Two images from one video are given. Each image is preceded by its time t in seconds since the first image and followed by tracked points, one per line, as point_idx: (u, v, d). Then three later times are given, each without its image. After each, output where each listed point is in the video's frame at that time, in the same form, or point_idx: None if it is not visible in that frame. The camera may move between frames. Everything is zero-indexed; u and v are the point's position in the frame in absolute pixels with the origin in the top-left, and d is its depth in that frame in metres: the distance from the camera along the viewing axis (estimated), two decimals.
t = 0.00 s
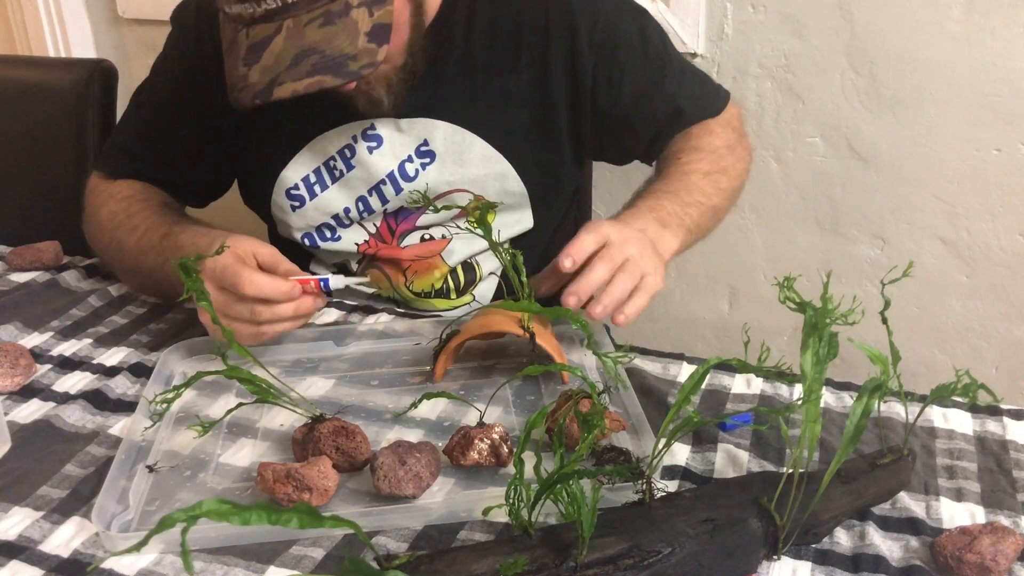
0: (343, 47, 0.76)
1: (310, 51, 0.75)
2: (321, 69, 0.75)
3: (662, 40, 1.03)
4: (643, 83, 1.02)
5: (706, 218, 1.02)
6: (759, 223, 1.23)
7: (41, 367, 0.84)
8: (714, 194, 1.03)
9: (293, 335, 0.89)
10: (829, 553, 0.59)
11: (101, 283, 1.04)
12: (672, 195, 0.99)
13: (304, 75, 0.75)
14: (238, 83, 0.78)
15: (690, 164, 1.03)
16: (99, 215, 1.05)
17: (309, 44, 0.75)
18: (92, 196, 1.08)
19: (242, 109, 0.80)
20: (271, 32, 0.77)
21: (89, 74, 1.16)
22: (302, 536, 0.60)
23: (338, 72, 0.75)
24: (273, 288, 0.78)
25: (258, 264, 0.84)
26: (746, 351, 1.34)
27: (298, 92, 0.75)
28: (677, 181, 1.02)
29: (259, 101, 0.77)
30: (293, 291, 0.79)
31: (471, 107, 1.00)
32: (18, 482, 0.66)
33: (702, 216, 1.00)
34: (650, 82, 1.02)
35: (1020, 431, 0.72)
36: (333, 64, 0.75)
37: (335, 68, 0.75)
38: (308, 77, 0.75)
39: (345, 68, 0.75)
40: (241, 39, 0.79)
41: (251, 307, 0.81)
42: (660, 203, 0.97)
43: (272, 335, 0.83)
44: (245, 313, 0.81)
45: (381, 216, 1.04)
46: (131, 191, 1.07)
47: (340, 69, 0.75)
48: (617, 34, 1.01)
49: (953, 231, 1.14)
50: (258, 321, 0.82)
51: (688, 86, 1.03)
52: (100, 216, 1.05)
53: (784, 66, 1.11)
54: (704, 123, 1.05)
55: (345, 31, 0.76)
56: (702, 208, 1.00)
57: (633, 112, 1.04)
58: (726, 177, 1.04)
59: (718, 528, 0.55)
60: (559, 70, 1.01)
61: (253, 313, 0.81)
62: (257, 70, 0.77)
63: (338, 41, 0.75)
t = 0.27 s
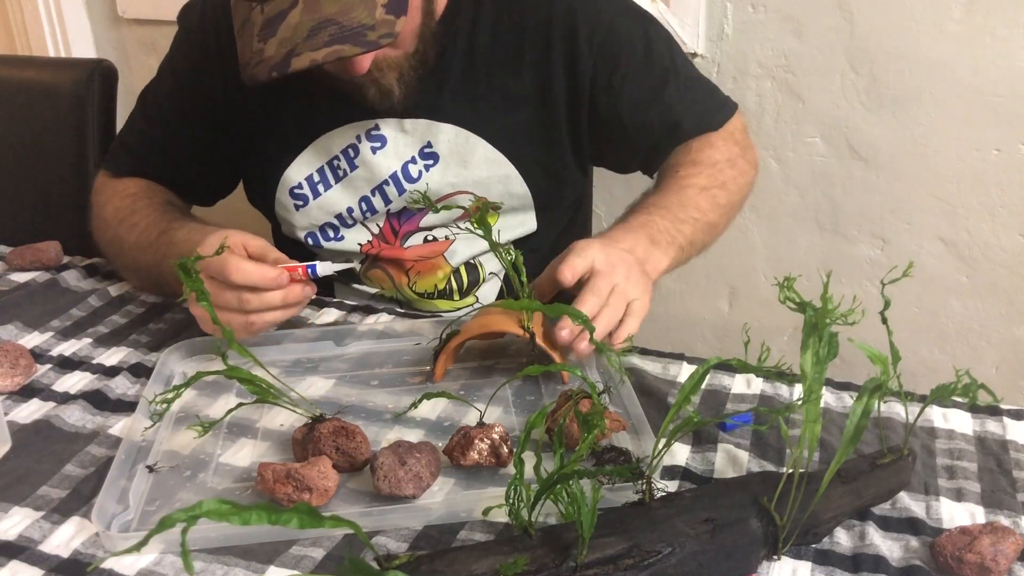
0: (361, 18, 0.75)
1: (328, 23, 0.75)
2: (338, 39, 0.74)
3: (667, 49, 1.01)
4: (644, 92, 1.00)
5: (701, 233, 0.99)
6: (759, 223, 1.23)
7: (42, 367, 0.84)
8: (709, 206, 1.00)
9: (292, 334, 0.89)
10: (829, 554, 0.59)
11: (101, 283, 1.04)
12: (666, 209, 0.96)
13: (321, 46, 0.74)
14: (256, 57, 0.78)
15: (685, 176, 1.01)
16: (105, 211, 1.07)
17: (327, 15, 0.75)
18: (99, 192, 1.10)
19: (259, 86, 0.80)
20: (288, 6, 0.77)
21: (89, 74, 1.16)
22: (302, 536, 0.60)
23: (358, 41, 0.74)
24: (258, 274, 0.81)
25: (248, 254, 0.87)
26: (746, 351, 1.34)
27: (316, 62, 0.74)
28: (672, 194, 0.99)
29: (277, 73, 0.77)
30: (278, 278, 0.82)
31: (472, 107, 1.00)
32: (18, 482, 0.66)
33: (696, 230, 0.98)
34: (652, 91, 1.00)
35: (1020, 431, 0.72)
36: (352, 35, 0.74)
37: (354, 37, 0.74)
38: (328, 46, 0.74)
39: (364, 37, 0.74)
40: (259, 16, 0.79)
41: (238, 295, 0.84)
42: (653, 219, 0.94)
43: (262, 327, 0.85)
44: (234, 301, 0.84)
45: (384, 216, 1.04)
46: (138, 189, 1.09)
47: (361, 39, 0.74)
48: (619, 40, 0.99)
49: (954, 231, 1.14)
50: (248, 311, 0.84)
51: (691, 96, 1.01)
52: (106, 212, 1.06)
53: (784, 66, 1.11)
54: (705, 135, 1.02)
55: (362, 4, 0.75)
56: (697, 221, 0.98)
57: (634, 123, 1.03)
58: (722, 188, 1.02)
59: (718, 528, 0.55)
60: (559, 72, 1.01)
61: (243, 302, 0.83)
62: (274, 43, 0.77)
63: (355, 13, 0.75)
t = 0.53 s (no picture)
0: (348, 28, 0.75)
1: (315, 31, 0.75)
2: (325, 48, 0.74)
3: (666, 58, 1.02)
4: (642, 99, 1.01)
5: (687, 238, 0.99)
6: (759, 223, 1.23)
7: (42, 367, 0.84)
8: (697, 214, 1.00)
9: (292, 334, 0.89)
10: (829, 554, 0.59)
11: (101, 283, 1.04)
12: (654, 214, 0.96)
13: (308, 54, 0.74)
14: (242, 62, 0.78)
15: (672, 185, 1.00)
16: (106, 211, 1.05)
17: (315, 23, 0.75)
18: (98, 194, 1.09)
19: (244, 90, 0.80)
20: (276, 12, 0.77)
21: (89, 74, 1.16)
22: (302, 536, 0.60)
23: (344, 50, 0.74)
24: (282, 282, 0.77)
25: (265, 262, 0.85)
26: (746, 351, 1.34)
27: (301, 71, 0.74)
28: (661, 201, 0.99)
29: (262, 80, 0.76)
30: (302, 289, 0.78)
31: (472, 108, 1.00)
32: (18, 482, 0.66)
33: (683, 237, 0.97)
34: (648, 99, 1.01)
35: (1020, 430, 0.72)
36: (338, 44, 0.74)
37: (340, 47, 0.74)
38: (313, 55, 0.74)
39: (350, 47, 0.74)
40: (247, 19, 0.79)
41: (258, 301, 0.80)
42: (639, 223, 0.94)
43: (275, 334, 0.82)
44: (252, 306, 0.80)
45: (387, 216, 1.04)
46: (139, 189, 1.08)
47: (346, 49, 0.74)
48: (618, 48, 1.00)
49: (954, 231, 1.14)
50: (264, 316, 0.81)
51: (686, 105, 1.02)
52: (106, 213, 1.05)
53: (784, 66, 1.11)
54: (694, 144, 1.04)
55: (350, 12, 0.75)
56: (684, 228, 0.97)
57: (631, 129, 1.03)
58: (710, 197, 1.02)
59: (718, 528, 0.55)
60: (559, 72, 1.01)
61: (260, 307, 0.80)
62: (261, 49, 0.77)
63: (343, 21, 0.75)
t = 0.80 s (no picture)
0: (316, 46, 0.77)
1: (284, 49, 0.77)
2: (292, 66, 0.76)
3: (656, 48, 1.01)
4: (626, 98, 1.00)
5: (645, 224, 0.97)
6: (759, 223, 1.23)
7: (42, 367, 0.84)
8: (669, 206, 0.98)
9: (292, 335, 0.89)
10: (829, 554, 0.59)
11: (101, 283, 1.04)
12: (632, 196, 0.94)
13: (275, 72, 0.76)
14: (216, 76, 0.80)
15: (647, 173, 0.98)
16: (103, 214, 1.03)
17: (285, 41, 0.77)
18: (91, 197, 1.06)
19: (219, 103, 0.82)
20: (249, 29, 0.79)
21: (89, 74, 1.16)
22: (302, 536, 0.60)
23: (310, 68, 0.76)
24: (338, 309, 0.79)
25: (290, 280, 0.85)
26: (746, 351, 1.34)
27: (269, 89, 0.77)
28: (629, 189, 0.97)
29: (231, 96, 0.79)
30: (352, 321, 0.80)
31: (471, 107, 1.00)
32: (18, 482, 0.66)
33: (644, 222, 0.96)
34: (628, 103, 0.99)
35: (1020, 430, 0.72)
36: (306, 62, 0.76)
37: (307, 65, 0.76)
38: (281, 73, 0.76)
39: (316, 65, 0.76)
40: (224, 34, 0.81)
41: (295, 320, 0.79)
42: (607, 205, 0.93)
43: (301, 353, 0.81)
44: (288, 325, 0.79)
45: (382, 215, 1.04)
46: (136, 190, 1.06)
47: (312, 67, 0.76)
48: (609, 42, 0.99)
49: (954, 231, 1.14)
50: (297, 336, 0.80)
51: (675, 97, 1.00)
52: (103, 215, 1.03)
53: (784, 66, 1.11)
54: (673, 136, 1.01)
55: (319, 29, 0.77)
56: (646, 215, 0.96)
57: (619, 127, 1.02)
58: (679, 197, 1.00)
59: (718, 528, 0.55)
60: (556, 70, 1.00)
61: (298, 327, 0.80)
62: (233, 65, 0.79)
63: (313, 38, 0.77)
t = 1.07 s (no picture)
0: (290, 53, 0.76)
1: (258, 57, 0.76)
2: (266, 74, 0.76)
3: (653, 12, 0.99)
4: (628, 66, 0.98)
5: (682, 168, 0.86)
6: (759, 223, 1.23)
7: (42, 367, 0.84)
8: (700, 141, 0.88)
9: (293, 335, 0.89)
10: (829, 554, 0.59)
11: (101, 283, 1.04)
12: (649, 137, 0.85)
13: (251, 79, 0.76)
14: (195, 86, 0.81)
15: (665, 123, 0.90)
16: (97, 221, 1.03)
17: (259, 48, 0.76)
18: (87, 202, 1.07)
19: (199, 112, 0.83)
20: (224, 38, 0.78)
21: (89, 74, 1.16)
22: (302, 536, 0.60)
23: (283, 77, 0.76)
24: (337, 323, 0.80)
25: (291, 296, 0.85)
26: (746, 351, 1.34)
27: (243, 97, 0.77)
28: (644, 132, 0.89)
29: (209, 106, 0.79)
30: (350, 335, 0.80)
31: (471, 107, 1.00)
32: (18, 482, 0.66)
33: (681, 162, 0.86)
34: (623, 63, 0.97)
35: (1020, 431, 0.72)
36: (279, 70, 0.76)
37: (281, 73, 0.76)
38: (254, 82, 0.76)
39: (290, 73, 0.76)
40: (201, 43, 0.81)
41: (292, 333, 0.79)
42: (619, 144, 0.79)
43: (296, 367, 0.80)
44: (285, 337, 0.79)
45: (376, 213, 1.03)
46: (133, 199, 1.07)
47: (286, 75, 0.76)
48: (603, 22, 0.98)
49: (954, 231, 1.14)
50: (293, 350, 0.80)
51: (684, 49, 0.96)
52: (97, 222, 1.03)
53: (784, 66, 1.11)
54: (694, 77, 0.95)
55: (293, 36, 0.76)
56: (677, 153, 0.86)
57: (627, 90, 1.00)
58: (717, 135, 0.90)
59: (718, 528, 0.55)
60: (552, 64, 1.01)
61: (294, 341, 0.79)
62: (210, 75, 0.79)
63: (286, 45, 0.76)
